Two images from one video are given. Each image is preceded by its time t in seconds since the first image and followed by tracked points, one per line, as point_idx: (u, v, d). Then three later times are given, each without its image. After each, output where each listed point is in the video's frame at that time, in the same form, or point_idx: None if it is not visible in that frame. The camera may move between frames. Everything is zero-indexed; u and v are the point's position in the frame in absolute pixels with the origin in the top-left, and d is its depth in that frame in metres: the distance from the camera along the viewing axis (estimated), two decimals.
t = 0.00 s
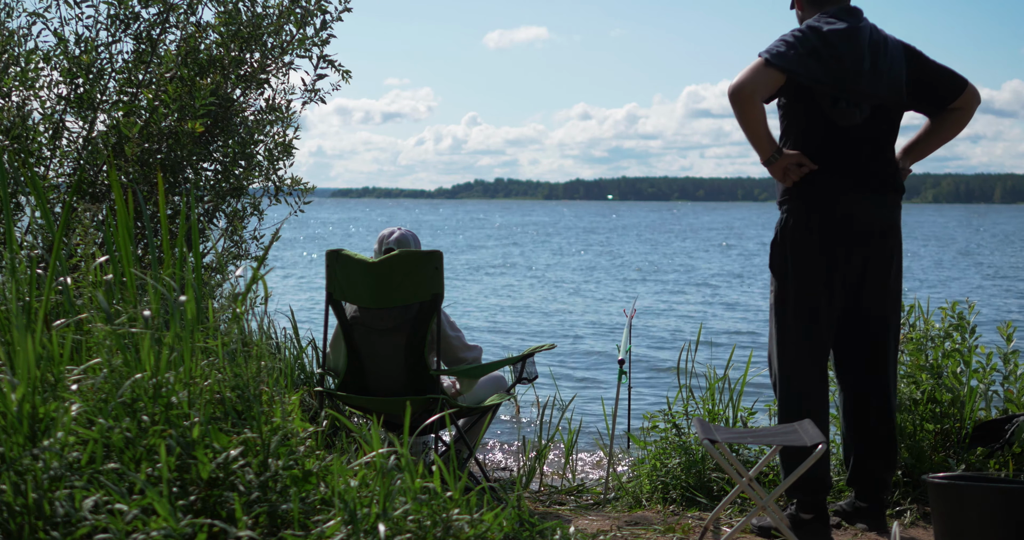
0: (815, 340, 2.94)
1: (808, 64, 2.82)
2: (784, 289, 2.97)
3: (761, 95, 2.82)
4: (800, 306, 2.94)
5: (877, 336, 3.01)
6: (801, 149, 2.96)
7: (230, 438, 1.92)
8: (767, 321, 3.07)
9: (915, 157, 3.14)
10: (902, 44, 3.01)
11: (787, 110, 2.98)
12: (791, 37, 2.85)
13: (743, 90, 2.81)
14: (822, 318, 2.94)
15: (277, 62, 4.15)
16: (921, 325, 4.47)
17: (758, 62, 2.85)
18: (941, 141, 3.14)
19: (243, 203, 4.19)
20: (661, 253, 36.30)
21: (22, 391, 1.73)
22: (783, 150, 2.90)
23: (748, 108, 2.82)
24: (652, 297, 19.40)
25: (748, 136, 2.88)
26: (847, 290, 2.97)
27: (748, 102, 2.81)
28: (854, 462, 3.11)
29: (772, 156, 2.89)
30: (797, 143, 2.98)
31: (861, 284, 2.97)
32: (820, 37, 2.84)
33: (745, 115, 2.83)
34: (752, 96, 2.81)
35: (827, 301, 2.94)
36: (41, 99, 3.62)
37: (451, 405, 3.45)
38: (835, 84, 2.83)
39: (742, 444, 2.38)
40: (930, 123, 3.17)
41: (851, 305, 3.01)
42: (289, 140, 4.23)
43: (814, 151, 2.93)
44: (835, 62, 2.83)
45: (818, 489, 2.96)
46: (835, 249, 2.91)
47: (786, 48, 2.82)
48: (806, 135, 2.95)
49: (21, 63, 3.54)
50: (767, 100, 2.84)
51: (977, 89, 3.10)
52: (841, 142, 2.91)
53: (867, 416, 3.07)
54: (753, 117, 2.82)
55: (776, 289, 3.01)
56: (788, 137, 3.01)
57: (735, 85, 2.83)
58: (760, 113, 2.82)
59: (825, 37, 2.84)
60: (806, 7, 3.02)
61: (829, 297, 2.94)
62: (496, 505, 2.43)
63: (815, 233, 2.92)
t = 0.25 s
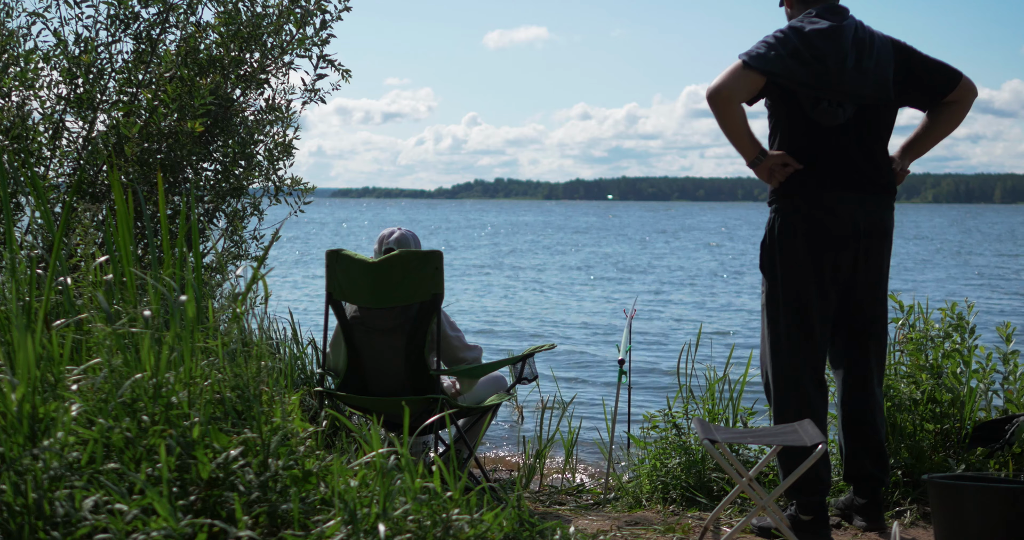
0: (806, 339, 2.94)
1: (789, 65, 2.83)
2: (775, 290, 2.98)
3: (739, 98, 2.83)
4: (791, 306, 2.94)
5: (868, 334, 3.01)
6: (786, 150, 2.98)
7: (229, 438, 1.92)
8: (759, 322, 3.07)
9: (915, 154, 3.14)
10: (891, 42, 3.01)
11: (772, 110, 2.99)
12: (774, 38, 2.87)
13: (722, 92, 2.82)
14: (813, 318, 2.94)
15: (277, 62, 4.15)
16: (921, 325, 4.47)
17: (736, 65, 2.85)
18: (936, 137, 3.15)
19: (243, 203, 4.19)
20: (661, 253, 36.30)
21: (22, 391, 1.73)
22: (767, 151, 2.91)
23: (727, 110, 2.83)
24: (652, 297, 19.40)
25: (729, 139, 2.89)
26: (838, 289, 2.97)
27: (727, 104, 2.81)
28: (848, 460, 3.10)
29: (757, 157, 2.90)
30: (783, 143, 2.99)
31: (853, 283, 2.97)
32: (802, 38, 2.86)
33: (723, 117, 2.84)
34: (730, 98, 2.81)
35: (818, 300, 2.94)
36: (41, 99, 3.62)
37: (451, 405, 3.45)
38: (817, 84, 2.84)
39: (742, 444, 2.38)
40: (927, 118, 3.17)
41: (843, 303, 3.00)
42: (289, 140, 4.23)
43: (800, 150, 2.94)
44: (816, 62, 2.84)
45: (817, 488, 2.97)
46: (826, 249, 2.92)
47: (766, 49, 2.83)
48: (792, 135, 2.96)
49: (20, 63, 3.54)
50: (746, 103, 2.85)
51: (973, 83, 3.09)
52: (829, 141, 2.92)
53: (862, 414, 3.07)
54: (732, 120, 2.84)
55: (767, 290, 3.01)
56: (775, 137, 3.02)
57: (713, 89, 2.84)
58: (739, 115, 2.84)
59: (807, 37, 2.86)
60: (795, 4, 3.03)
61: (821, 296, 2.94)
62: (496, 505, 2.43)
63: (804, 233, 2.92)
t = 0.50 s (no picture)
0: (805, 340, 2.94)
1: (789, 66, 2.83)
2: (775, 290, 2.98)
3: (740, 98, 2.82)
4: (790, 305, 2.94)
5: (869, 334, 3.01)
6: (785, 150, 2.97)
7: (230, 438, 1.92)
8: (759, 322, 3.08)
9: (915, 155, 3.14)
10: (893, 43, 3.00)
11: (772, 110, 2.99)
12: (774, 39, 2.86)
13: (722, 93, 2.81)
14: (812, 318, 2.94)
15: (277, 62, 4.15)
16: (921, 325, 4.47)
17: (737, 64, 2.85)
18: (937, 138, 3.15)
19: (243, 203, 4.19)
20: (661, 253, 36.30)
21: (22, 391, 1.73)
22: (766, 152, 2.91)
23: (727, 110, 2.83)
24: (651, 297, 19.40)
25: (729, 139, 2.89)
26: (838, 289, 2.97)
27: (727, 105, 2.81)
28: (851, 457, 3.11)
29: (756, 156, 2.90)
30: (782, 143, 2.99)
31: (853, 282, 2.97)
32: (804, 39, 2.85)
33: (723, 117, 2.84)
34: (730, 98, 2.81)
35: (818, 300, 2.94)
36: (41, 99, 3.62)
37: (451, 405, 3.45)
38: (817, 85, 2.84)
39: (742, 444, 2.37)
40: (929, 119, 3.17)
41: (843, 303, 3.00)
42: (289, 140, 4.23)
43: (800, 150, 2.94)
44: (817, 64, 2.84)
45: (816, 488, 2.97)
46: (824, 249, 2.92)
47: (767, 50, 2.83)
48: (791, 136, 2.96)
49: (20, 63, 3.54)
50: (747, 103, 2.85)
51: (975, 84, 3.09)
52: (829, 140, 2.92)
53: (862, 415, 3.07)
54: (731, 120, 2.84)
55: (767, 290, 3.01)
56: (774, 137, 3.02)
57: (714, 88, 2.84)
58: (738, 116, 2.83)
59: (808, 38, 2.85)
60: None
61: (820, 296, 2.94)
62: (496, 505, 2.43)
63: (803, 233, 2.92)
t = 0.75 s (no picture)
0: (812, 342, 2.94)
1: (796, 71, 2.83)
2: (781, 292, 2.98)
3: (746, 101, 2.82)
4: (795, 306, 2.95)
5: (874, 335, 3.01)
6: (789, 152, 2.98)
7: (230, 438, 1.92)
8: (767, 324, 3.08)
9: (917, 156, 3.14)
10: (899, 45, 3.00)
11: (777, 112, 2.99)
12: (781, 41, 2.86)
13: (728, 96, 2.81)
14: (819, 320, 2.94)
15: (277, 62, 4.15)
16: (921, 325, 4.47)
17: (744, 67, 2.84)
18: (940, 141, 3.15)
19: (243, 203, 4.19)
20: (661, 253, 36.30)
21: (22, 391, 1.73)
22: (770, 154, 2.92)
23: (732, 113, 2.83)
24: (651, 297, 19.40)
25: (734, 142, 2.89)
26: (843, 289, 2.97)
27: (733, 109, 2.81)
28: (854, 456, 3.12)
29: (760, 158, 2.91)
30: (786, 145, 2.99)
31: (859, 284, 2.97)
32: (810, 43, 2.84)
33: (729, 120, 2.83)
34: (735, 101, 2.81)
35: (824, 302, 2.94)
36: (41, 99, 3.62)
37: (451, 405, 3.45)
38: (823, 90, 2.84)
39: (742, 444, 2.37)
40: (932, 121, 3.17)
41: (848, 304, 3.00)
42: (289, 140, 4.23)
43: (804, 152, 2.94)
44: (823, 69, 2.83)
45: (818, 490, 2.97)
46: (829, 251, 2.92)
47: (774, 53, 2.82)
48: (795, 138, 2.96)
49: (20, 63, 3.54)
50: (753, 105, 2.85)
51: (979, 87, 3.09)
52: (833, 142, 2.92)
53: (866, 416, 3.07)
54: (736, 123, 2.84)
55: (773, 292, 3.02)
56: (778, 139, 3.02)
57: (720, 91, 2.83)
58: (744, 119, 2.83)
59: (815, 42, 2.84)
60: None
61: (825, 296, 2.94)
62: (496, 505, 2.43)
63: (807, 235, 2.93)
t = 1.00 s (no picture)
0: (817, 342, 2.94)
1: (801, 72, 2.83)
2: (786, 293, 2.98)
3: (750, 103, 2.82)
4: (800, 306, 2.95)
5: (879, 335, 3.01)
6: (792, 153, 2.98)
7: (230, 438, 1.92)
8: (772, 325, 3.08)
9: (918, 155, 3.14)
10: (902, 45, 3.00)
11: (781, 113, 2.99)
12: (784, 43, 2.86)
13: (733, 98, 2.81)
14: (824, 321, 2.94)
15: (276, 62, 4.15)
16: (921, 325, 4.47)
17: (749, 69, 2.84)
18: (943, 141, 3.16)
19: (243, 203, 4.19)
20: (661, 253, 36.30)
21: (22, 391, 1.73)
22: (775, 156, 2.92)
23: (737, 115, 2.83)
24: (651, 297, 19.39)
25: (739, 144, 2.89)
26: (848, 289, 2.97)
27: (739, 111, 2.81)
28: (858, 455, 3.13)
29: (765, 161, 2.91)
30: (790, 147, 2.99)
31: (864, 284, 2.96)
32: (815, 44, 2.84)
33: (734, 123, 2.84)
34: (741, 103, 2.81)
35: (829, 302, 2.94)
36: (41, 99, 3.62)
37: (451, 404, 3.45)
38: (827, 91, 2.84)
39: (742, 444, 2.37)
40: (934, 122, 3.17)
41: (854, 304, 3.00)
42: (289, 140, 4.23)
43: (808, 153, 2.95)
44: (828, 70, 2.83)
45: (820, 491, 2.96)
46: (834, 251, 2.92)
47: (779, 55, 2.82)
48: (799, 139, 2.96)
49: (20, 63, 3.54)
50: (757, 107, 2.84)
51: (981, 87, 3.09)
52: (838, 142, 2.92)
53: (869, 417, 3.08)
54: (741, 124, 2.84)
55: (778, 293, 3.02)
56: (782, 140, 3.02)
57: (725, 93, 2.83)
58: (749, 121, 2.84)
59: (819, 44, 2.84)
60: None
61: (831, 296, 2.94)
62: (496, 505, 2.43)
63: (811, 236, 2.93)
